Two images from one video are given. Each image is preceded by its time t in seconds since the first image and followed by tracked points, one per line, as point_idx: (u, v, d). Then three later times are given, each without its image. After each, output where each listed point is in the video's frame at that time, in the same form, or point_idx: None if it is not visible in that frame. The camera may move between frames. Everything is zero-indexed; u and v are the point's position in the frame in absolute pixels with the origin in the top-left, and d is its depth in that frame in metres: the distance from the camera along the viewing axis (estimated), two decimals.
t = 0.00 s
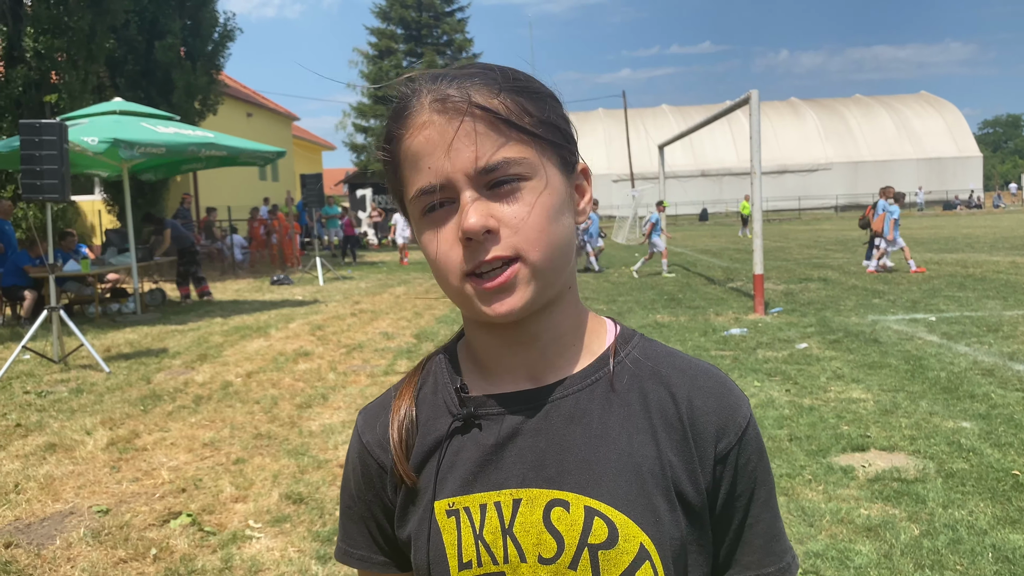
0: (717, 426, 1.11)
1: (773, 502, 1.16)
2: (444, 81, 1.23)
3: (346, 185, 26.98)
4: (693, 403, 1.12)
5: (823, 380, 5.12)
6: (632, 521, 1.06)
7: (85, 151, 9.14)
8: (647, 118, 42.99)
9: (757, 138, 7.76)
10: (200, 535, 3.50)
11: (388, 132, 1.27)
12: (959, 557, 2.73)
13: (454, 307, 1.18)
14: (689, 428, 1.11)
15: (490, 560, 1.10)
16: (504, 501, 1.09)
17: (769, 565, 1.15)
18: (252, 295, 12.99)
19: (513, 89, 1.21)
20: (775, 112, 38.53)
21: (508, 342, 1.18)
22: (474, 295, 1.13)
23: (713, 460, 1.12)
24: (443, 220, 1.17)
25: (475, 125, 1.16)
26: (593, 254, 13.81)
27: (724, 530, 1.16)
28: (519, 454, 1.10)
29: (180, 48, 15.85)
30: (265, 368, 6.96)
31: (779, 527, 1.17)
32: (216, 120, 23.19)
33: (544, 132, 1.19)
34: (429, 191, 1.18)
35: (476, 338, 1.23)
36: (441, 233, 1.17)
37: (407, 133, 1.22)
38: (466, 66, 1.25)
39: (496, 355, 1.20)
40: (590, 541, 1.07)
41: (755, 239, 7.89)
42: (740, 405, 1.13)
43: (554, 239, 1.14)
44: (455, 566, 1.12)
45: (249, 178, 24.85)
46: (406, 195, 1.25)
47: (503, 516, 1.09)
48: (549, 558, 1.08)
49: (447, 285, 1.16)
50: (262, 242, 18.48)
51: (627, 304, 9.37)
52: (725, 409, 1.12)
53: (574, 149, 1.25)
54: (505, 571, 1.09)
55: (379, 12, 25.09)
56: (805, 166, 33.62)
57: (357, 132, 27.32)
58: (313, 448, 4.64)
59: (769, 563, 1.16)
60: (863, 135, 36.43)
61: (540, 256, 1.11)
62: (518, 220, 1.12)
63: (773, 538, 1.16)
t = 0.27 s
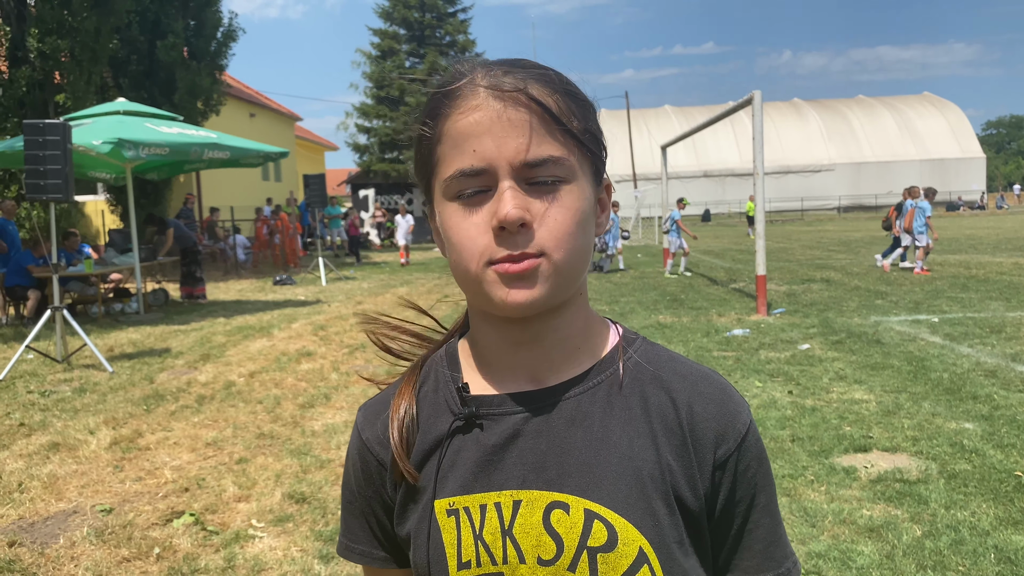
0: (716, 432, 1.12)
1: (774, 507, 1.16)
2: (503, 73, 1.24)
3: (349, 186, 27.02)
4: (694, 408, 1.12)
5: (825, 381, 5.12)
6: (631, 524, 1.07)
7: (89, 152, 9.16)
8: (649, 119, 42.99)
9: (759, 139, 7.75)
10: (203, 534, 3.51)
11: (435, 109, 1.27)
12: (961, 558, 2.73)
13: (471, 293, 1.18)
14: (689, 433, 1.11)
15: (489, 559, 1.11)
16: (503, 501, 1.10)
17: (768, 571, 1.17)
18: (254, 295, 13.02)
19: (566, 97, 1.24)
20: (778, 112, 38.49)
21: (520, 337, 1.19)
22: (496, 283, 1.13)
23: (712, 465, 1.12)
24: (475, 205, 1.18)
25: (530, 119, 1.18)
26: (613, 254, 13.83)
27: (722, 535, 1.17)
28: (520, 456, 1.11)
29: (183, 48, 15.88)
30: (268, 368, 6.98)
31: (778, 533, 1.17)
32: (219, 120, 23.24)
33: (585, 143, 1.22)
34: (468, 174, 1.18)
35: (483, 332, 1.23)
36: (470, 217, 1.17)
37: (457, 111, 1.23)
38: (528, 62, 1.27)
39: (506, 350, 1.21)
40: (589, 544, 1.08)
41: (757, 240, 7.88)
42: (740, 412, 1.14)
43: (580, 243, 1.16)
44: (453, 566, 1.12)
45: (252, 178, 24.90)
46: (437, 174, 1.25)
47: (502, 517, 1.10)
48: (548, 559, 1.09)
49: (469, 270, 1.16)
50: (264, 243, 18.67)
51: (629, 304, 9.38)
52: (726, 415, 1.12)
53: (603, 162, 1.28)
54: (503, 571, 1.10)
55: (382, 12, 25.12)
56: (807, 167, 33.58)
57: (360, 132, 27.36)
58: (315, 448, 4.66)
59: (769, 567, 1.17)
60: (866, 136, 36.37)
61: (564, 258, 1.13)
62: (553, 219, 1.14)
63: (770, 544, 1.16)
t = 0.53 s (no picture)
0: (733, 426, 1.16)
1: (785, 501, 1.20)
2: (545, 67, 1.25)
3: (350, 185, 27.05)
4: (712, 403, 1.16)
5: (827, 381, 5.13)
6: (655, 517, 1.08)
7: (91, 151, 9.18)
8: (651, 119, 42.99)
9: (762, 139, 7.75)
10: (204, 532, 3.53)
11: (472, 97, 1.26)
12: (962, 558, 2.74)
13: (503, 287, 1.18)
14: (708, 426, 1.15)
15: (510, 556, 1.10)
16: (524, 496, 1.11)
17: (779, 564, 1.20)
18: (256, 295, 13.03)
19: (602, 97, 1.26)
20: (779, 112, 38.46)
21: (549, 333, 1.19)
22: (533, 279, 1.14)
23: (730, 459, 1.16)
24: (515, 199, 1.18)
25: (576, 118, 1.19)
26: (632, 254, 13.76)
27: (736, 530, 1.20)
28: (541, 450, 1.11)
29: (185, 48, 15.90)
30: (270, 367, 7.00)
31: (788, 525, 1.21)
32: (221, 119, 23.27)
33: (619, 146, 1.25)
34: (509, 167, 1.18)
35: (503, 327, 1.23)
36: (509, 211, 1.17)
37: (499, 101, 1.22)
38: (566, 57, 1.28)
39: (529, 345, 1.21)
40: (613, 538, 1.09)
41: (758, 240, 7.88)
42: (755, 407, 1.19)
43: (613, 245, 1.18)
44: (473, 562, 1.12)
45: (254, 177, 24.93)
46: (470, 163, 1.24)
47: (525, 512, 1.10)
48: (571, 554, 1.09)
49: (503, 263, 1.16)
50: (266, 243, 18.66)
51: (630, 304, 9.38)
52: (743, 409, 1.17)
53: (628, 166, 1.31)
54: (525, 568, 1.10)
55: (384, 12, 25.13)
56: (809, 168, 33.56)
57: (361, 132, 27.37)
58: (317, 447, 4.67)
59: (779, 561, 1.20)
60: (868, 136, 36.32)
61: (600, 259, 1.16)
62: (594, 220, 1.16)
63: (782, 535, 1.20)
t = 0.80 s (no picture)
0: (741, 415, 1.17)
1: (787, 488, 1.21)
2: (565, 52, 1.25)
3: (351, 184, 27.05)
4: (719, 393, 1.17)
5: (827, 381, 5.13)
6: (666, 506, 1.09)
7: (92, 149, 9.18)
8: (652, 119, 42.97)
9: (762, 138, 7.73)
10: (205, 531, 3.53)
11: (492, 77, 1.24)
12: (962, 557, 2.74)
13: (519, 271, 1.17)
14: (715, 416, 1.16)
15: (522, 547, 1.10)
16: (536, 488, 1.10)
17: (782, 549, 1.21)
18: (256, 293, 13.03)
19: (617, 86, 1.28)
20: (780, 112, 38.45)
21: (562, 320, 1.19)
22: (554, 263, 1.13)
23: (737, 447, 1.17)
24: (535, 181, 1.17)
25: (598, 103, 1.19)
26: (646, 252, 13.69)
27: (742, 517, 1.21)
28: (552, 441, 1.11)
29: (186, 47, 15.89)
30: (270, 366, 7.00)
31: (789, 512, 1.23)
32: (221, 119, 23.27)
33: (635, 134, 1.27)
34: (531, 149, 1.17)
35: (512, 314, 1.23)
36: (529, 194, 1.16)
37: (520, 82, 1.21)
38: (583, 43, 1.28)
39: (540, 332, 1.20)
40: (626, 527, 1.09)
41: (759, 239, 7.87)
42: (759, 396, 1.20)
43: (630, 233, 1.19)
44: (484, 554, 1.11)
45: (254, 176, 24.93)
46: (488, 144, 1.22)
47: (536, 503, 1.10)
48: (582, 544, 1.09)
49: (522, 246, 1.15)
50: (266, 242, 18.66)
51: (631, 304, 9.38)
52: (749, 398, 1.18)
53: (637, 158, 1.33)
54: (538, 560, 1.10)
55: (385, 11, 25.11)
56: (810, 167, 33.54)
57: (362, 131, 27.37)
58: (318, 446, 4.67)
59: (781, 546, 1.21)
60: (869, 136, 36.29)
61: (618, 245, 1.17)
62: (613, 207, 1.16)
63: (784, 522, 1.21)
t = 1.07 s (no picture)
0: (737, 424, 1.17)
1: (783, 492, 1.21)
2: (545, 63, 1.25)
3: (351, 183, 27.05)
4: (716, 401, 1.17)
5: (827, 380, 5.13)
6: (662, 514, 1.09)
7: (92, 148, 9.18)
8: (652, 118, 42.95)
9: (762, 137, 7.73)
10: (205, 530, 3.53)
11: (475, 93, 1.26)
12: (961, 557, 2.74)
13: (511, 283, 1.17)
14: (712, 423, 1.16)
15: (522, 554, 1.10)
16: (534, 496, 1.11)
17: (776, 553, 1.22)
18: (256, 293, 13.02)
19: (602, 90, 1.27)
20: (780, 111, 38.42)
21: (556, 330, 1.20)
22: (543, 273, 1.13)
23: (733, 455, 1.17)
24: (521, 191, 1.17)
25: (579, 110, 1.20)
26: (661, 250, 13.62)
27: (738, 524, 1.21)
28: (550, 449, 1.12)
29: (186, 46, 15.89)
30: (270, 365, 7.00)
31: (786, 517, 1.23)
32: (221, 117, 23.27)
33: (620, 138, 1.26)
34: (515, 160, 1.17)
35: (510, 326, 1.23)
36: (516, 204, 1.16)
37: (502, 95, 1.22)
38: (564, 53, 1.29)
39: (536, 342, 1.21)
40: (623, 535, 1.09)
41: (759, 239, 7.86)
42: (756, 405, 1.20)
43: (620, 237, 1.19)
44: (484, 561, 1.11)
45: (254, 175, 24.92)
46: (475, 158, 1.23)
47: (534, 511, 1.10)
48: (581, 552, 1.10)
49: (512, 257, 1.15)
50: (266, 241, 18.65)
51: (630, 303, 9.39)
52: (745, 406, 1.18)
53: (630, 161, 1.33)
54: (536, 566, 1.10)
55: (385, 10, 25.10)
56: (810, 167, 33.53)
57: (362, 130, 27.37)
58: (317, 445, 4.67)
59: (776, 551, 1.22)
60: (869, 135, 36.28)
61: (609, 251, 1.16)
62: (601, 211, 1.16)
63: (779, 527, 1.22)
